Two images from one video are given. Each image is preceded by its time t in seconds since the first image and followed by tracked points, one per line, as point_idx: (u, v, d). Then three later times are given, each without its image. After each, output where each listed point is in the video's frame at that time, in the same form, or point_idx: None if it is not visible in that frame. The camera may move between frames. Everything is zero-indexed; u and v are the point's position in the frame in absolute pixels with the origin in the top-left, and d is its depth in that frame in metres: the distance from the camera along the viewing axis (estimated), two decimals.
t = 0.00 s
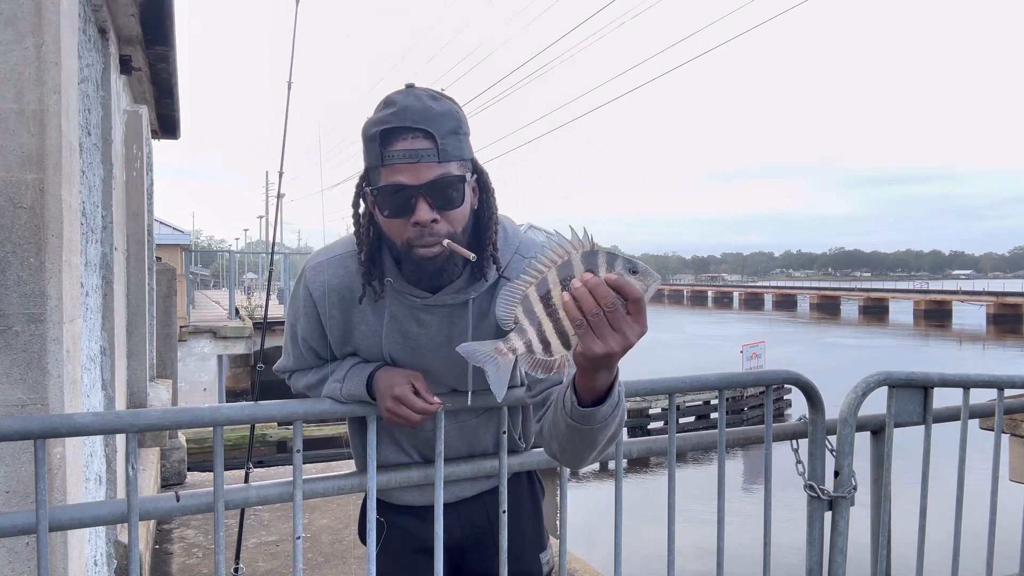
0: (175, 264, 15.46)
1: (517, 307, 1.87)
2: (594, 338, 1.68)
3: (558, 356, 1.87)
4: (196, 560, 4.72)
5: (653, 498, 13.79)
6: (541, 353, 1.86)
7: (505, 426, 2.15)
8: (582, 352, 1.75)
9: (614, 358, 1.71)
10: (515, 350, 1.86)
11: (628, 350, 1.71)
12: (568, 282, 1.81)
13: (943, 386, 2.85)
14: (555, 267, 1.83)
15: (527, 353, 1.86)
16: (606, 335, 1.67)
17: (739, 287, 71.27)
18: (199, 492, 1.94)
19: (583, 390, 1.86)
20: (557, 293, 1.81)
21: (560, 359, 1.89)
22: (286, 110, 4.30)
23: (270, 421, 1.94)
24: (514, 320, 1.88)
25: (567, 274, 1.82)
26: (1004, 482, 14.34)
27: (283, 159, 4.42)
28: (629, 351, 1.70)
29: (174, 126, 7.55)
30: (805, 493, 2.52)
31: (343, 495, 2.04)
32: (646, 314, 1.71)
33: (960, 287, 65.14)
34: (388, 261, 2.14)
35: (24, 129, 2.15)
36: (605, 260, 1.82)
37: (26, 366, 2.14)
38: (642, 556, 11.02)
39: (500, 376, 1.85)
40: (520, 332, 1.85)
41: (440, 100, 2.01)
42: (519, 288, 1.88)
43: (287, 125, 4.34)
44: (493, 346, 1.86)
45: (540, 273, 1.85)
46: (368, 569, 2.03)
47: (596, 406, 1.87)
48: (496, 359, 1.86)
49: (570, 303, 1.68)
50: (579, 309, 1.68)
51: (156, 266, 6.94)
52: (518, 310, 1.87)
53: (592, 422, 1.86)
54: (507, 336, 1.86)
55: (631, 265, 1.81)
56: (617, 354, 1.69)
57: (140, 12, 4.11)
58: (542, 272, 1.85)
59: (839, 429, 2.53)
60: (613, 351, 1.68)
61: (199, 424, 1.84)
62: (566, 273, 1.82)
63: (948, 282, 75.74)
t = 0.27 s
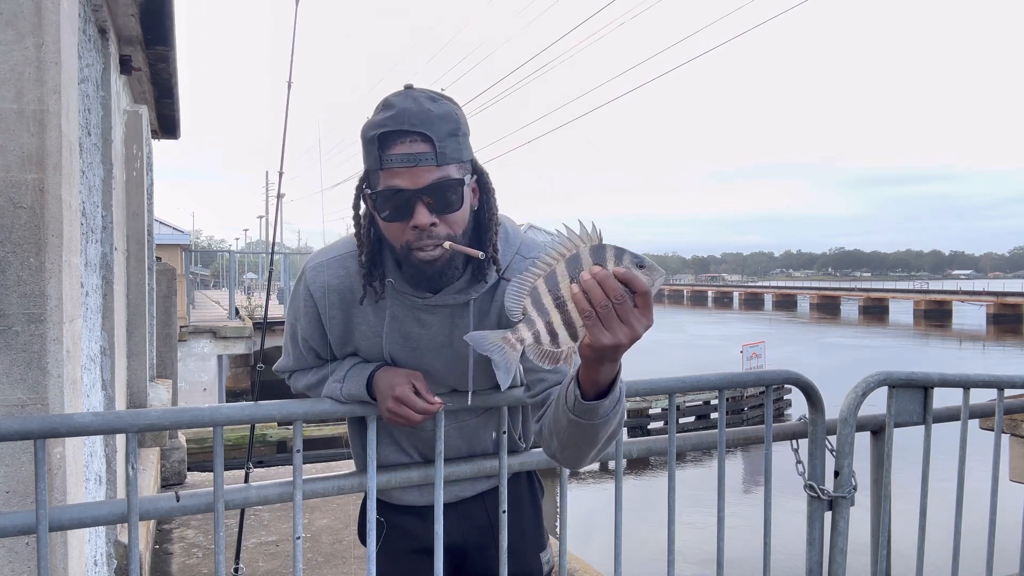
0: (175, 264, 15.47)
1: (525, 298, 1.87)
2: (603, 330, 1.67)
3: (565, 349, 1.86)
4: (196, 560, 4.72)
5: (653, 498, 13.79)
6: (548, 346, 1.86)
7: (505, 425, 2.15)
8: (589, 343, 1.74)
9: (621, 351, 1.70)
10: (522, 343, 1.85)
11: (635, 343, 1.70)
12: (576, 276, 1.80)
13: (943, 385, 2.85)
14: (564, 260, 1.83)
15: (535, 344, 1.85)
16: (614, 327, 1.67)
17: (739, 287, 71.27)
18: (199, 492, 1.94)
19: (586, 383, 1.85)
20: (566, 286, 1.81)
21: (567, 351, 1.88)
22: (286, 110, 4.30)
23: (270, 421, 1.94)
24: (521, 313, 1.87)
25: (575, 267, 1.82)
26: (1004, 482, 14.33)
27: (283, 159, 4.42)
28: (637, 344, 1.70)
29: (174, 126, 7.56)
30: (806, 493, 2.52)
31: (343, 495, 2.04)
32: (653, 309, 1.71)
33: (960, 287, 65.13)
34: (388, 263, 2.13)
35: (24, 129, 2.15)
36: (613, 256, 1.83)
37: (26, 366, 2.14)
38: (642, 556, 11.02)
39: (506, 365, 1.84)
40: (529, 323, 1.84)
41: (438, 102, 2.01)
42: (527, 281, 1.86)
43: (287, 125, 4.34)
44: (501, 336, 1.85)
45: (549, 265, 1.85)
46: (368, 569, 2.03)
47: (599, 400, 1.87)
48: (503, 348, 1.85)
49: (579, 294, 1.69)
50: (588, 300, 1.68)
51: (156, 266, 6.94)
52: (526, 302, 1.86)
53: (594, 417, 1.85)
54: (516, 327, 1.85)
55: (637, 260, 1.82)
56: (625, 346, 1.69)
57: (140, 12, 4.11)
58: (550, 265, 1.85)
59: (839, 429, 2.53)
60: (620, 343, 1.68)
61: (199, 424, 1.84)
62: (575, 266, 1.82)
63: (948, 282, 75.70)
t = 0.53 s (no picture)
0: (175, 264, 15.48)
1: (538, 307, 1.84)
2: (618, 337, 1.69)
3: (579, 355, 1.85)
4: (196, 560, 4.72)
5: (653, 498, 13.80)
6: (563, 353, 1.84)
7: (505, 425, 2.15)
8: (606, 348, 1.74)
9: (635, 355, 1.72)
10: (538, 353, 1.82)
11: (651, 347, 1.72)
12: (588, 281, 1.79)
13: (943, 386, 2.85)
14: (574, 264, 1.81)
15: (550, 354, 1.83)
16: (630, 334, 1.68)
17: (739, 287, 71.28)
18: (198, 492, 1.94)
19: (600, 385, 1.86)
20: (578, 291, 1.79)
21: (580, 358, 1.88)
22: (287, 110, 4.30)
23: (270, 421, 1.94)
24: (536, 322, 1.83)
25: (586, 272, 1.80)
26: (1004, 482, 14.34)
27: (283, 159, 4.41)
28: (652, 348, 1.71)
29: (174, 126, 7.56)
30: (805, 492, 2.52)
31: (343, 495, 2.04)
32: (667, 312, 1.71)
33: (960, 287, 65.16)
34: (385, 266, 2.13)
35: (24, 129, 2.15)
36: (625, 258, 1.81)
37: (27, 366, 2.14)
38: (642, 556, 11.02)
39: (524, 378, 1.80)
40: (543, 333, 1.81)
41: (426, 103, 2.00)
42: (540, 288, 1.84)
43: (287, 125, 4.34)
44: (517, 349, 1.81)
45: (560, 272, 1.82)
46: (368, 569, 2.03)
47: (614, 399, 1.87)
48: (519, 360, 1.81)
49: (592, 302, 1.69)
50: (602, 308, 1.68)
51: (156, 266, 6.94)
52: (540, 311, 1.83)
53: (611, 415, 1.85)
54: (530, 338, 1.82)
55: (650, 261, 1.80)
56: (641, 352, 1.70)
57: (140, 12, 4.11)
58: (561, 270, 1.83)
59: (839, 429, 2.53)
60: (636, 349, 1.69)
61: (199, 424, 1.84)
62: (585, 270, 1.80)
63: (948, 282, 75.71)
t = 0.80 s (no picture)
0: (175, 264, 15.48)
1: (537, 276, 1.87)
2: (620, 299, 1.67)
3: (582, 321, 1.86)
4: (196, 560, 4.72)
5: (654, 498, 13.80)
6: (565, 320, 1.87)
7: (505, 425, 2.16)
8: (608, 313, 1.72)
9: (640, 318, 1.70)
10: (537, 321, 1.88)
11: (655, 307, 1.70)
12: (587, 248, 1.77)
13: (943, 386, 2.85)
14: (573, 232, 1.80)
15: (551, 322, 1.88)
16: (632, 295, 1.66)
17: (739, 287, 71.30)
18: (199, 492, 1.94)
19: (604, 356, 1.82)
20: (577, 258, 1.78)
21: (584, 325, 1.88)
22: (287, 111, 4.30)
23: (270, 421, 1.94)
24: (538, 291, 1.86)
25: (585, 239, 1.77)
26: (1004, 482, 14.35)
27: (283, 159, 4.41)
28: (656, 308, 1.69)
29: (174, 126, 7.56)
30: (805, 493, 2.53)
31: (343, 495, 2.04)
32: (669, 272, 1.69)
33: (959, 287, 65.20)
34: (379, 264, 2.13)
35: (24, 129, 2.15)
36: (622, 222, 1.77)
37: (26, 366, 2.14)
38: (642, 556, 11.03)
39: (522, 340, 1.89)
40: (543, 302, 1.86)
41: (416, 101, 1.99)
42: (538, 258, 1.86)
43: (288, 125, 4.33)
44: (517, 317, 1.89)
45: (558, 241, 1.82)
46: (368, 569, 2.03)
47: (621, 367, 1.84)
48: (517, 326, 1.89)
49: (592, 266, 1.67)
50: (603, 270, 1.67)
51: (156, 266, 6.94)
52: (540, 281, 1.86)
53: (618, 386, 1.82)
54: (530, 307, 1.88)
55: (649, 224, 1.72)
56: (644, 313, 1.68)
57: (139, 12, 4.10)
58: (558, 239, 1.82)
59: (839, 429, 2.53)
60: (639, 310, 1.67)
61: (199, 424, 1.83)
62: (584, 238, 1.77)
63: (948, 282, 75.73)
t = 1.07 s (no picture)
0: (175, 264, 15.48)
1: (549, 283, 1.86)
2: (628, 307, 1.67)
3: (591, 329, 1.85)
4: (196, 560, 4.72)
5: (654, 498, 13.81)
6: (574, 328, 1.85)
7: (505, 425, 2.16)
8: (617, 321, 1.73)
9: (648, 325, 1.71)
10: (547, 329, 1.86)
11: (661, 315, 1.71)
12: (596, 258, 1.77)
13: (943, 386, 2.85)
14: (580, 241, 1.81)
15: (562, 329, 1.85)
16: (640, 304, 1.67)
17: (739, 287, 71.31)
18: (199, 492, 1.94)
19: (608, 357, 1.82)
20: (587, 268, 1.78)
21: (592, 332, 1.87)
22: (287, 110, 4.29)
23: (270, 421, 1.94)
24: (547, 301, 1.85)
25: (592, 248, 1.79)
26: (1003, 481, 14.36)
27: (283, 159, 4.41)
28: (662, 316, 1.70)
29: (174, 126, 7.56)
30: (805, 493, 2.52)
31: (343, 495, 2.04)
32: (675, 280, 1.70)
33: (959, 287, 65.21)
34: (375, 257, 2.12)
35: (24, 129, 2.15)
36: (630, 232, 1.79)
37: (26, 366, 2.14)
38: (643, 556, 11.02)
39: (535, 347, 1.86)
40: (553, 310, 1.84)
41: (414, 90, 2.01)
42: (547, 267, 1.86)
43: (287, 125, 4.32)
44: (530, 327, 1.86)
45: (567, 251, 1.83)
46: (368, 569, 2.03)
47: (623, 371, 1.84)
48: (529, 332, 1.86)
49: (601, 275, 1.68)
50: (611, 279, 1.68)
51: (156, 266, 6.94)
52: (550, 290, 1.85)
53: (618, 386, 1.83)
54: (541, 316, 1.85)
55: (653, 233, 1.75)
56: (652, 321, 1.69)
57: (139, 12, 4.10)
58: (568, 248, 1.83)
59: (839, 429, 2.53)
60: (647, 318, 1.68)
61: (199, 424, 1.83)
62: (592, 247, 1.79)
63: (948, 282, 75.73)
